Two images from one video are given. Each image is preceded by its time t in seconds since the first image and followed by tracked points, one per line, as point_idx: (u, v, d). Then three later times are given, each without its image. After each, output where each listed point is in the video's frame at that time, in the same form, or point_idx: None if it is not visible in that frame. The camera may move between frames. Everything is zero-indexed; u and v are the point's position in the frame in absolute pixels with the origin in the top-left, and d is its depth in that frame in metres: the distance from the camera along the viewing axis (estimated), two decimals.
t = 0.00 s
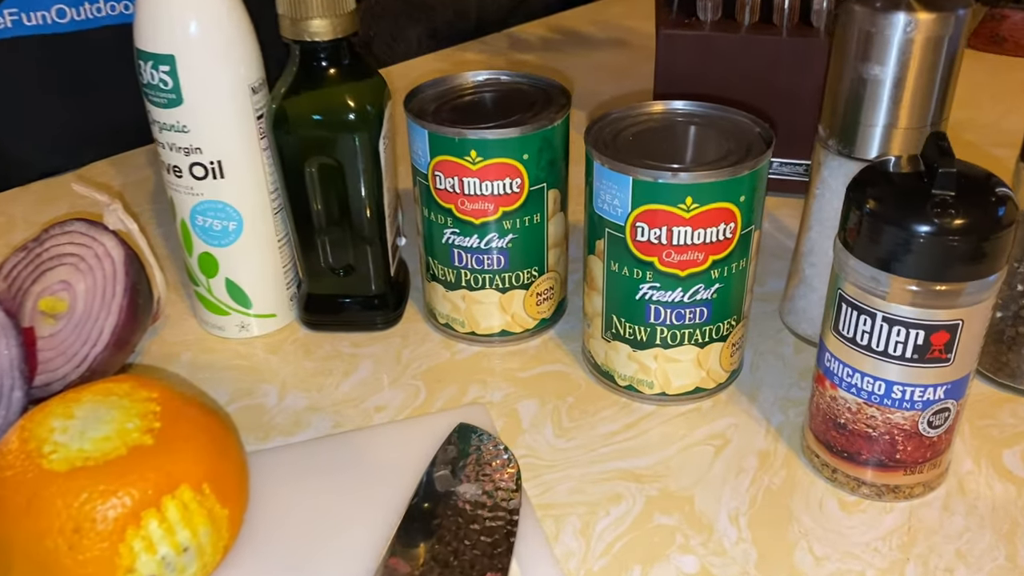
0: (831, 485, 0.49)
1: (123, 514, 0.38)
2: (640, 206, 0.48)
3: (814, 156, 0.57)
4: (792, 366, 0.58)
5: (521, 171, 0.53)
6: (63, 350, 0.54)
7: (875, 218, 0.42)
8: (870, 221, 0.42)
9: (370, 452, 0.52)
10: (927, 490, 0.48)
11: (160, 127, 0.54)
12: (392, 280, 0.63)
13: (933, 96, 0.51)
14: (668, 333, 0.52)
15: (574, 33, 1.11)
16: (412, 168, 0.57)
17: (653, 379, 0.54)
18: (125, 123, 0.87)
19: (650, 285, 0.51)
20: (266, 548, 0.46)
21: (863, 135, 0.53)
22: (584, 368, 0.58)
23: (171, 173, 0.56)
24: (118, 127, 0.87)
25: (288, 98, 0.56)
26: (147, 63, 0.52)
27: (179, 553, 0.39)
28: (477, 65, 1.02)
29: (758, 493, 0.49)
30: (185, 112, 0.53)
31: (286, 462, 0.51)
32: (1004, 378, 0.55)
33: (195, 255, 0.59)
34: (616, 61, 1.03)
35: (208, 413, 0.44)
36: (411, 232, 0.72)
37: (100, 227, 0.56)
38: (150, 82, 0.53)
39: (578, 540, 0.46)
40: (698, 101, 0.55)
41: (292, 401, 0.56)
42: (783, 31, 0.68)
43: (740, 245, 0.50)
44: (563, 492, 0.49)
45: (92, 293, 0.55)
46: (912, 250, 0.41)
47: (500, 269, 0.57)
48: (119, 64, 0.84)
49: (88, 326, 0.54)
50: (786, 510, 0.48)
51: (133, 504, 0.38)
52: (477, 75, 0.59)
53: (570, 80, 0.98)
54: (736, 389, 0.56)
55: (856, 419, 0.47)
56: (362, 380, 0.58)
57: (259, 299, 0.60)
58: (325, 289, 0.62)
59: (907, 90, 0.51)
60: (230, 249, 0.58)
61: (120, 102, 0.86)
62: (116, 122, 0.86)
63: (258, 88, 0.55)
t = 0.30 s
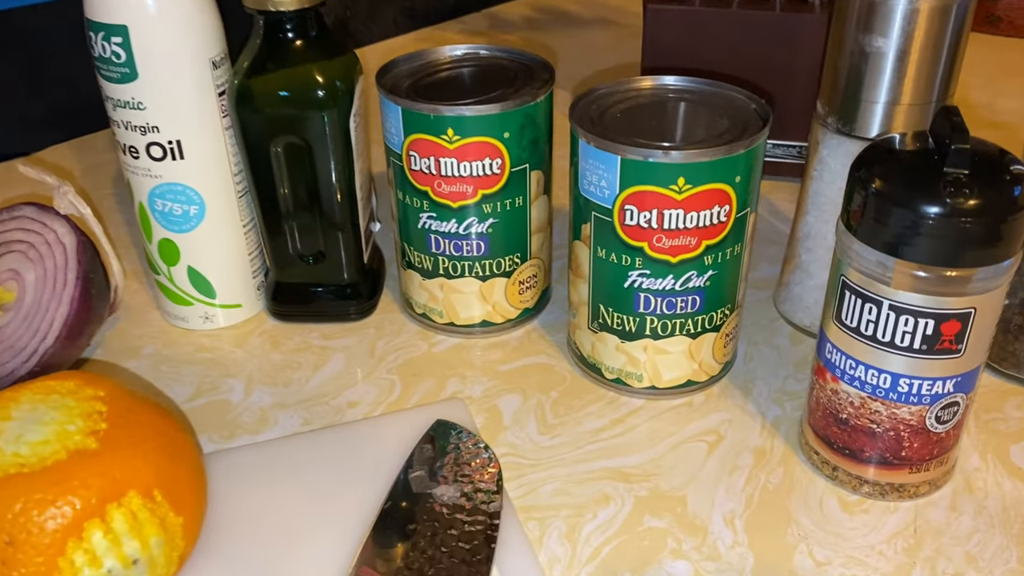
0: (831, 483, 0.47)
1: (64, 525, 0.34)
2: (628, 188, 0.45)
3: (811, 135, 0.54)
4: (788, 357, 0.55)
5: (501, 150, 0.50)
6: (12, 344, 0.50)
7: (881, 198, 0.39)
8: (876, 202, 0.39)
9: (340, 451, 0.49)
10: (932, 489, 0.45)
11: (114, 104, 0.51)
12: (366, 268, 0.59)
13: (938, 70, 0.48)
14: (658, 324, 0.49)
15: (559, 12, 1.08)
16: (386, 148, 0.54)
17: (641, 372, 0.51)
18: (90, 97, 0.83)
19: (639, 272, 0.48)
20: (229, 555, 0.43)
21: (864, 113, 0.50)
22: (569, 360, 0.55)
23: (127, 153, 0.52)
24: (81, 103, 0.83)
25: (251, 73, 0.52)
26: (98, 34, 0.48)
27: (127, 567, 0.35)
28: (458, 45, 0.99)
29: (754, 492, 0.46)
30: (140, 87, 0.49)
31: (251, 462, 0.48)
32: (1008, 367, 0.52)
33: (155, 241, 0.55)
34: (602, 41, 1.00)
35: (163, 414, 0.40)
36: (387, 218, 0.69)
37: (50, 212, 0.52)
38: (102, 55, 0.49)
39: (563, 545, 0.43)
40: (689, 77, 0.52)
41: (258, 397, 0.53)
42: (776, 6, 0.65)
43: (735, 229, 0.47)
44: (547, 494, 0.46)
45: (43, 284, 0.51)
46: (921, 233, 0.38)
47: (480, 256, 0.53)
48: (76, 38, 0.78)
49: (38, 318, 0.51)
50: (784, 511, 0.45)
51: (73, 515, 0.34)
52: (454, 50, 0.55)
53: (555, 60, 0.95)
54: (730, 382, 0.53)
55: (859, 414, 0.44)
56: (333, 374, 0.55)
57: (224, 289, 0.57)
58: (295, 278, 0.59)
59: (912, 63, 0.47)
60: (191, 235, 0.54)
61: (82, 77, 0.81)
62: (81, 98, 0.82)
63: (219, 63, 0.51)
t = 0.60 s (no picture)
0: (837, 472, 0.46)
1: (48, 520, 0.33)
2: (631, 169, 0.44)
3: (815, 117, 0.53)
4: (790, 343, 0.54)
5: (498, 132, 0.49)
6: None
7: (893, 178, 0.38)
8: (887, 183, 0.38)
9: (334, 442, 0.47)
10: (939, 477, 0.44)
11: (97, 84, 0.49)
12: (358, 254, 0.58)
13: (946, 48, 0.47)
14: (660, 310, 0.48)
15: None
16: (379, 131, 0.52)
17: (643, 359, 0.50)
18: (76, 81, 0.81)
19: (641, 256, 0.46)
20: (219, 551, 0.42)
21: (870, 94, 0.48)
22: (568, 348, 0.54)
23: (111, 135, 0.51)
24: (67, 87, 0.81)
25: (239, 53, 0.51)
26: (81, 11, 0.46)
27: (116, 563, 0.34)
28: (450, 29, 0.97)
29: (760, 482, 0.45)
30: (125, 67, 0.48)
31: (242, 453, 0.47)
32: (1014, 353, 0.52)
33: (140, 227, 0.53)
34: (595, 25, 0.98)
35: (151, 404, 0.39)
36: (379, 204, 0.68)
37: (30, 196, 0.50)
38: (84, 33, 0.47)
39: (565, 537, 0.42)
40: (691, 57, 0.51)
41: (248, 387, 0.51)
42: None
43: (739, 213, 0.46)
44: (548, 484, 0.45)
45: (24, 271, 0.49)
46: (934, 214, 0.37)
47: (476, 241, 0.52)
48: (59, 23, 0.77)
49: (19, 306, 0.49)
50: (791, 500, 0.44)
51: (57, 509, 0.33)
52: (449, 31, 0.54)
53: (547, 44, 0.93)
54: (732, 369, 0.52)
55: (868, 401, 0.43)
56: (325, 363, 0.53)
57: (213, 276, 0.55)
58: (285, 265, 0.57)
59: (919, 41, 0.46)
60: (178, 220, 0.53)
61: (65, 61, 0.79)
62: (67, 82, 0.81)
63: (207, 42, 0.50)
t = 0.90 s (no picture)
0: (837, 472, 0.45)
1: (39, 528, 0.32)
2: (629, 168, 0.43)
3: (813, 114, 0.53)
4: (787, 342, 0.54)
5: (494, 130, 0.48)
6: None
7: (894, 178, 0.37)
8: (889, 183, 0.38)
9: (329, 444, 0.47)
10: (939, 477, 0.44)
11: (86, 81, 0.48)
12: (351, 253, 0.57)
13: (946, 45, 0.46)
14: (657, 310, 0.47)
15: None
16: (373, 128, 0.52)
17: (640, 359, 0.49)
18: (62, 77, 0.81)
19: (639, 256, 0.46)
20: (213, 556, 0.41)
21: (869, 91, 0.48)
22: (564, 347, 0.54)
23: (100, 133, 0.50)
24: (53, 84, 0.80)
25: (231, 49, 0.50)
26: (69, 6, 0.46)
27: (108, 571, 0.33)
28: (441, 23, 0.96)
29: (759, 483, 0.44)
30: (114, 64, 0.47)
31: (236, 455, 0.46)
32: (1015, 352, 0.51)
33: (130, 225, 0.53)
34: (588, 20, 0.98)
35: (143, 408, 0.38)
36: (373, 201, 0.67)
37: (18, 194, 0.49)
38: (73, 29, 0.46)
39: (563, 540, 0.42)
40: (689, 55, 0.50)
41: (241, 388, 0.51)
42: None
43: (738, 212, 0.45)
44: (545, 486, 0.44)
45: (12, 272, 0.48)
46: (935, 215, 0.37)
47: (471, 240, 0.51)
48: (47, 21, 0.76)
49: (7, 308, 0.48)
50: (790, 502, 0.43)
51: (48, 518, 0.32)
52: (443, 27, 0.53)
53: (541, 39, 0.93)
54: (729, 368, 0.52)
55: (868, 402, 0.42)
56: (319, 364, 0.52)
57: (204, 275, 0.55)
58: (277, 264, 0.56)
59: (919, 38, 0.46)
60: (169, 219, 0.52)
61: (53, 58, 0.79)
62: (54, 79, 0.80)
63: (198, 38, 0.49)
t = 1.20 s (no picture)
0: (828, 476, 0.45)
1: (18, 538, 0.32)
2: (619, 169, 0.43)
3: (804, 114, 0.52)
4: (779, 343, 0.54)
5: (482, 130, 0.47)
6: None
7: (887, 179, 0.37)
8: (881, 184, 0.37)
9: (315, 448, 0.46)
10: (931, 480, 0.44)
11: (68, 79, 0.47)
12: (339, 254, 0.57)
13: (938, 45, 0.46)
14: (649, 311, 0.47)
15: None
16: (361, 128, 0.51)
17: (631, 360, 0.49)
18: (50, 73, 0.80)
19: (630, 257, 0.45)
20: (199, 563, 0.41)
21: (861, 90, 0.48)
22: (554, 348, 0.53)
23: (83, 132, 0.49)
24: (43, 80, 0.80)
25: (216, 47, 0.49)
26: (51, 4, 0.45)
27: None
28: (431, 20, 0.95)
29: (750, 486, 0.44)
30: (96, 62, 0.46)
31: (223, 460, 0.45)
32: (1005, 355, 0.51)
33: (115, 226, 0.52)
34: (580, 17, 0.97)
35: (126, 413, 0.38)
36: (361, 201, 0.66)
37: None
38: (55, 28, 0.46)
39: (553, 545, 0.41)
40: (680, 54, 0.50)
41: (228, 391, 0.50)
42: None
43: (729, 213, 0.45)
44: (535, 490, 0.44)
45: None
46: (928, 217, 0.36)
47: (461, 241, 0.51)
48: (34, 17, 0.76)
49: None
50: (781, 506, 0.43)
51: (28, 527, 0.32)
52: (431, 24, 0.53)
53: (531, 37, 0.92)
54: (720, 370, 0.52)
55: (859, 405, 0.42)
56: (307, 366, 0.52)
57: (190, 277, 0.54)
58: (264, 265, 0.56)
59: (911, 38, 0.45)
60: (154, 219, 0.51)
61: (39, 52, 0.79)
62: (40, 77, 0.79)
63: (182, 36, 0.48)
